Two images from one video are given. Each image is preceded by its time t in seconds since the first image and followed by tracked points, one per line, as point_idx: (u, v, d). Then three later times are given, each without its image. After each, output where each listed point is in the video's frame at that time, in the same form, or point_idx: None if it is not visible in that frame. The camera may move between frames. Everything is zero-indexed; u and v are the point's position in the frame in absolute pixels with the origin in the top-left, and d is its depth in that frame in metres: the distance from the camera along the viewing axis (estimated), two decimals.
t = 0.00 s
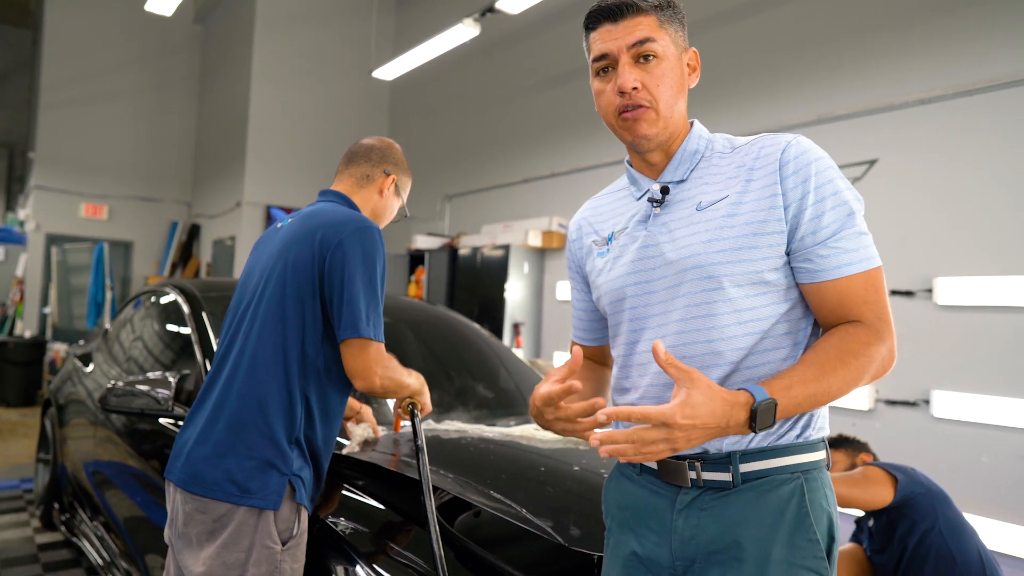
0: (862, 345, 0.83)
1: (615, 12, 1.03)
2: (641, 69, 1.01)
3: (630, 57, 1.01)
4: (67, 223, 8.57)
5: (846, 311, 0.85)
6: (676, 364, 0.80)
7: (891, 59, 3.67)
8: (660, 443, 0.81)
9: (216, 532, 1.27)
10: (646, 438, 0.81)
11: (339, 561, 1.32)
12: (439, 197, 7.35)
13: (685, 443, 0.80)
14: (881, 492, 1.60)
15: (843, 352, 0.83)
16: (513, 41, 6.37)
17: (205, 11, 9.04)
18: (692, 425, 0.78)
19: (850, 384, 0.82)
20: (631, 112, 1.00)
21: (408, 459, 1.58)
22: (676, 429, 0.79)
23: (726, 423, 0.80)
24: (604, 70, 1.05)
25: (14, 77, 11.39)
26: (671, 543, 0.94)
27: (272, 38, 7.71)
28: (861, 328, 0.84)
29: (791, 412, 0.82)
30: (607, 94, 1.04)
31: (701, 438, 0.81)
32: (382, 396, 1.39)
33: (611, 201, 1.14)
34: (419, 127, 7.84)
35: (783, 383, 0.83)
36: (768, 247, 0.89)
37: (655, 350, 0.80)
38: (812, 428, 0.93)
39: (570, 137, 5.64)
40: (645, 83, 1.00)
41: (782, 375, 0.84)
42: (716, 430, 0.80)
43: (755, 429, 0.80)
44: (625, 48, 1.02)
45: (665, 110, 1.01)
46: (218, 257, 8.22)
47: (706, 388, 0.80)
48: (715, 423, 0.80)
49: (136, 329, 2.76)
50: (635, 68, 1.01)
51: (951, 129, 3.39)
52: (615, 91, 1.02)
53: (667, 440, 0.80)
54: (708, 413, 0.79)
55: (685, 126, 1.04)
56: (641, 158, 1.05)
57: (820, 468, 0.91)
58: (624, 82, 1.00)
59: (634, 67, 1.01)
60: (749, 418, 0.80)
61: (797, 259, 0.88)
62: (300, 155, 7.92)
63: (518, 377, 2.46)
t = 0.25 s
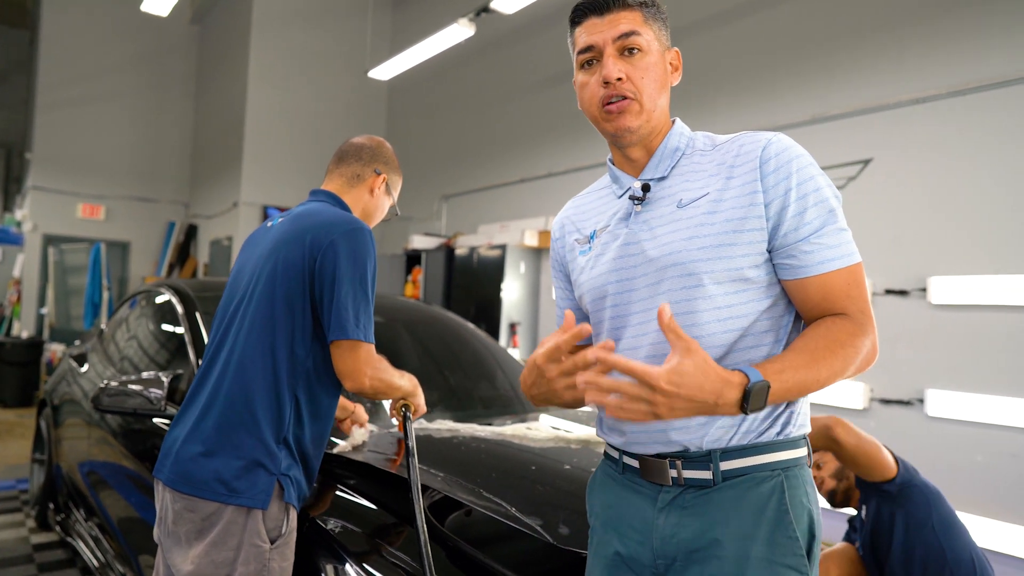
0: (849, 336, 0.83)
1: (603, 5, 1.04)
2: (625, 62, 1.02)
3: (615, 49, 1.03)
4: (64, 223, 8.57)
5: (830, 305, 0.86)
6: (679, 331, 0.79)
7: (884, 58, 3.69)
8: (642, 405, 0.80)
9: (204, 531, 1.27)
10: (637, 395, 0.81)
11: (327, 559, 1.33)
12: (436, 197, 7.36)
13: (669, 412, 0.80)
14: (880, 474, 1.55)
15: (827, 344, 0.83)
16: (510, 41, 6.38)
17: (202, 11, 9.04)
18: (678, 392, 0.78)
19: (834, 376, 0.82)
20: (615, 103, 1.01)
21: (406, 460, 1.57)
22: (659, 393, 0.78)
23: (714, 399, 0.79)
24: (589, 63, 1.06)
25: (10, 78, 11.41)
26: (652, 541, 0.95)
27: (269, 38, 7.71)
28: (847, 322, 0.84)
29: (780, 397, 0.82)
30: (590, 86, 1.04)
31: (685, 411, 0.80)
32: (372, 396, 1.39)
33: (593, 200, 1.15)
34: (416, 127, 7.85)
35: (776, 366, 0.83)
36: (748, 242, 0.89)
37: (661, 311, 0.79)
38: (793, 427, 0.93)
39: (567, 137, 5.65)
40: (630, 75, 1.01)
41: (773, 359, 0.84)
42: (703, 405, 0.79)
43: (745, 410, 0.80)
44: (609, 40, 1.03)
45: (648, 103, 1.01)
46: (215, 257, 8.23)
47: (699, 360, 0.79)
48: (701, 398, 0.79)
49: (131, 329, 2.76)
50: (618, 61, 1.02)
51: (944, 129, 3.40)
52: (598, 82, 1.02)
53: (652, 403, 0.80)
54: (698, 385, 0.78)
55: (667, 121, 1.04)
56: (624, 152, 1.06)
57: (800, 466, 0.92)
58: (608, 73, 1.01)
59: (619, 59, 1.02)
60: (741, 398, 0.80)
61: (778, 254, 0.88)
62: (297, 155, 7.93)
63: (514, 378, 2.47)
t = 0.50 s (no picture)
0: (821, 341, 0.82)
1: (581, 11, 1.05)
2: (608, 65, 1.02)
3: (598, 53, 1.03)
4: (61, 223, 8.56)
5: (805, 307, 0.85)
6: (646, 348, 0.78)
7: (879, 59, 3.70)
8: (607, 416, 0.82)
9: (196, 529, 1.28)
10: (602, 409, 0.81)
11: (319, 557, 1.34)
12: (433, 198, 7.36)
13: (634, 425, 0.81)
14: (873, 463, 1.61)
15: (801, 347, 0.82)
16: (507, 41, 6.39)
17: (199, 11, 9.04)
18: (643, 410, 0.78)
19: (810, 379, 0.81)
20: (600, 106, 1.01)
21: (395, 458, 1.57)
22: (623, 410, 0.79)
23: (677, 416, 0.79)
24: (573, 67, 1.06)
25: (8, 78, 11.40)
26: (634, 537, 0.96)
27: (267, 38, 7.71)
28: (819, 323, 0.83)
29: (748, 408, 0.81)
30: (575, 89, 1.04)
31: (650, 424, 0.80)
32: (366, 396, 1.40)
33: (585, 199, 1.16)
34: (414, 127, 7.85)
35: (744, 378, 0.82)
36: (726, 242, 0.90)
37: (629, 327, 0.78)
38: (775, 425, 0.93)
39: (564, 137, 5.65)
40: (614, 78, 1.01)
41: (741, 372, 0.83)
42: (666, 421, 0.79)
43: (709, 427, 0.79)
44: (592, 46, 1.03)
45: (632, 104, 1.02)
46: (212, 257, 8.22)
47: (664, 378, 0.78)
48: (666, 414, 0.79)
49: (126, 329, 2.76)
50: (601, 64, 1.02)
51: (939, 129, 3.41)
52: (583, 86, 1.03)
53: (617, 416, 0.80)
54: (661, 403, 0.78)
55: (650, 122, 1.05)
56: (610, 153, 1.06)
57: (781, 464, 0.92)
58: (593, 76, 1.01)
59: (602, 63, 1.03)
60: (704, 415, 0.79)
61: (755, 253, 0.88)
62: (295, 155, 7.93)
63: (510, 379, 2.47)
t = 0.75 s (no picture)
0: (796, 346, 0.83)
1: (562, 26, 1.06)
2: (593, 80, 1.03)
3: (582, 68, 1.04)
4: (62, 225, 8.60)
5: (784, 309, 0.86)
6: (605, 384, 0.82)
7: (875, 58, 3.71)
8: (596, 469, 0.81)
9: (193, 526, 1.30)
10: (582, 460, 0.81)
11: (314, 554, 1.35)
12: (432, 198, 7.38)
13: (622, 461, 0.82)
14: (859, 453, 1.67)
15: (777, 353, 0.83)
16: (505, 42, 6.41)
17: (199, 12, 9.06)
18: (624, 443, 0.80)
19: (790, 384, 0.83)
20: (587, 120, 1.03)
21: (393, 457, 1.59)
22: (609, 448, 0.80)
23: (657, 437, 0.82)
24: (559, 82, 1.07)
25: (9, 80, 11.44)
26: (628, 528, 0.98)
27: (267, 39, 7.74)
28: (798, 327, 0.84)
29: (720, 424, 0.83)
30: (562, 105, 1.06)
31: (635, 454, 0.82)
32: (360, 396, 1.41)
33: (584, 204, 1.18)
34: (413, 127, 7.87)
35: (714, 392, 0.83)
36: (712, 245, 0.91)
37: (585, 370, 0.81)
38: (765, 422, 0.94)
39: (562, 138, 5.67)
40: (600, 92, 1.03)
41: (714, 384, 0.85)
42: (648, 444, 0.82)
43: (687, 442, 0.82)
44: (575, 61, 1.04)
45: (620, 115, 1.03)
46: (213, 258, 8.25)
47: (634, 407, 0.81)
48: (647, 437, 0.81)
49: (127, 329, 2.78)
50: (586, 79, 1.03)
51: (934, 128, 3.43)
52: (571, 102, 1.04)
53: (602, 459, 0.81)
54: (639, 428, 0.81)
55: (639, 129, 1.06)
56: (601, 162, 1.08)
57: (771, 461, 0.92)
58: (579, 93, 1.02)
59: (587, 78, 1.04)
60: (679, 431, 0.82)
61: (739, 256, 0.89)
62: (295, 156, 7.95)
63: (510, 379, 2.49)
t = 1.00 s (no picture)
0: (794, 344, 0.84)
1: (564, 31, 1.06)
2: (596, 84, 1.04)
3: (586, 72, 1.04)
4: (76, 226, 8.69)
5: (789, 307, 0.86)
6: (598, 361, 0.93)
7: (885, 56, 3.69)
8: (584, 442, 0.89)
9: (203, 522, 1.32)
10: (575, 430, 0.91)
11: (322, 551, 1.37)
12: (441, 198, 7.40)
13: (611, 434, 0.89)
14: (862, 449, 1.63)
15: (776, 350, 0.85)
16: (513, 42, 6.42)
17: (210, 15, 9.14)
18: (606, 409, 0.88)
19: (784, 382, 0.85)
20: (593, 126, 1.04)
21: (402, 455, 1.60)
22: (594, 413, 0.89)
23: (638, 409, 0.88)
24: (564, 87, 1.08)
25: (24, 84, 11.58)
26: (640, 523, 0.99)
27: (277, 41, 7.79)
28: (801, 326, 0.84)
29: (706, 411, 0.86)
30: (569, 111, 1.07)
31: (624, 428, 0.89)
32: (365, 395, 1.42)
33: (596, 203, 1.19)
34: (423, 128, 7.90)
35: (703, 378, 0.87)
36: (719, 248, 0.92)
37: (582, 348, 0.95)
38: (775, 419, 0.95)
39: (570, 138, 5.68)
40: (605, 96, 1.03)
41: (711, 375, 0.87)
42: (632, 417, 0.88)
43: (671, 418, 0.87)
44: (579, 66, 1.05)
45: (626, 119, 1.04)
46: (224, 258, 8.32)
47: (618, 379, 0.90)
48: (628, 408, 0.88)
49: (139, 329, 2.82)
50: (590, 84, 1.04)
51: (944, 126, 3.41)
52: (577, 107, 1.05)
53: (590, 428, 0.89)
54: (620, 397, 0.89)
55: (647, 130, 1.06)
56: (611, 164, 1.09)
57: (782, 458, 0.93)
58: (584, 98, 1.03)
59: (591, 82, 1.04)
60: (662, 406, 0.88)
61: (746, 257, 0.90)
62: (305, 157, 8.00)
63: (518, 378, 2.49)
